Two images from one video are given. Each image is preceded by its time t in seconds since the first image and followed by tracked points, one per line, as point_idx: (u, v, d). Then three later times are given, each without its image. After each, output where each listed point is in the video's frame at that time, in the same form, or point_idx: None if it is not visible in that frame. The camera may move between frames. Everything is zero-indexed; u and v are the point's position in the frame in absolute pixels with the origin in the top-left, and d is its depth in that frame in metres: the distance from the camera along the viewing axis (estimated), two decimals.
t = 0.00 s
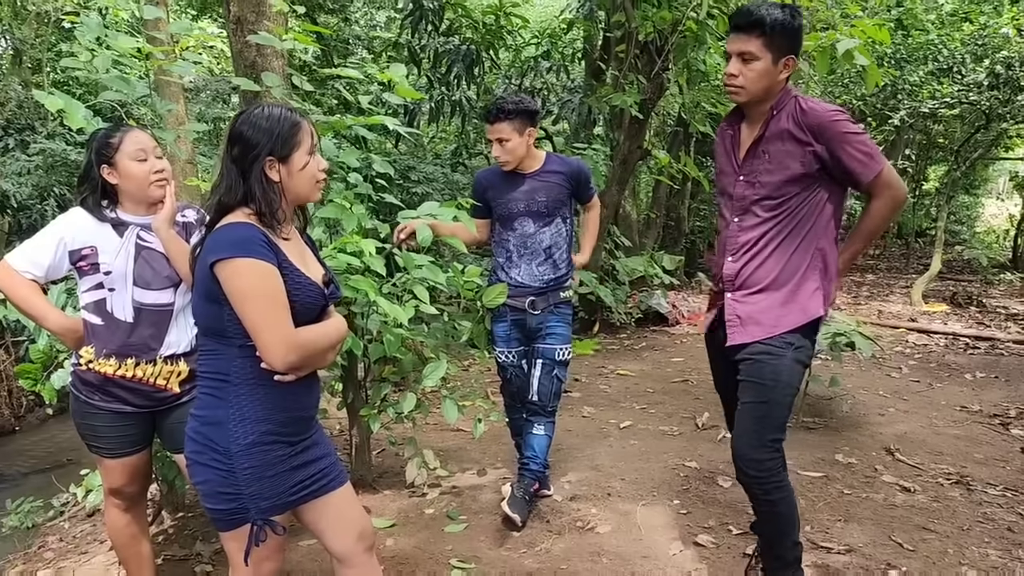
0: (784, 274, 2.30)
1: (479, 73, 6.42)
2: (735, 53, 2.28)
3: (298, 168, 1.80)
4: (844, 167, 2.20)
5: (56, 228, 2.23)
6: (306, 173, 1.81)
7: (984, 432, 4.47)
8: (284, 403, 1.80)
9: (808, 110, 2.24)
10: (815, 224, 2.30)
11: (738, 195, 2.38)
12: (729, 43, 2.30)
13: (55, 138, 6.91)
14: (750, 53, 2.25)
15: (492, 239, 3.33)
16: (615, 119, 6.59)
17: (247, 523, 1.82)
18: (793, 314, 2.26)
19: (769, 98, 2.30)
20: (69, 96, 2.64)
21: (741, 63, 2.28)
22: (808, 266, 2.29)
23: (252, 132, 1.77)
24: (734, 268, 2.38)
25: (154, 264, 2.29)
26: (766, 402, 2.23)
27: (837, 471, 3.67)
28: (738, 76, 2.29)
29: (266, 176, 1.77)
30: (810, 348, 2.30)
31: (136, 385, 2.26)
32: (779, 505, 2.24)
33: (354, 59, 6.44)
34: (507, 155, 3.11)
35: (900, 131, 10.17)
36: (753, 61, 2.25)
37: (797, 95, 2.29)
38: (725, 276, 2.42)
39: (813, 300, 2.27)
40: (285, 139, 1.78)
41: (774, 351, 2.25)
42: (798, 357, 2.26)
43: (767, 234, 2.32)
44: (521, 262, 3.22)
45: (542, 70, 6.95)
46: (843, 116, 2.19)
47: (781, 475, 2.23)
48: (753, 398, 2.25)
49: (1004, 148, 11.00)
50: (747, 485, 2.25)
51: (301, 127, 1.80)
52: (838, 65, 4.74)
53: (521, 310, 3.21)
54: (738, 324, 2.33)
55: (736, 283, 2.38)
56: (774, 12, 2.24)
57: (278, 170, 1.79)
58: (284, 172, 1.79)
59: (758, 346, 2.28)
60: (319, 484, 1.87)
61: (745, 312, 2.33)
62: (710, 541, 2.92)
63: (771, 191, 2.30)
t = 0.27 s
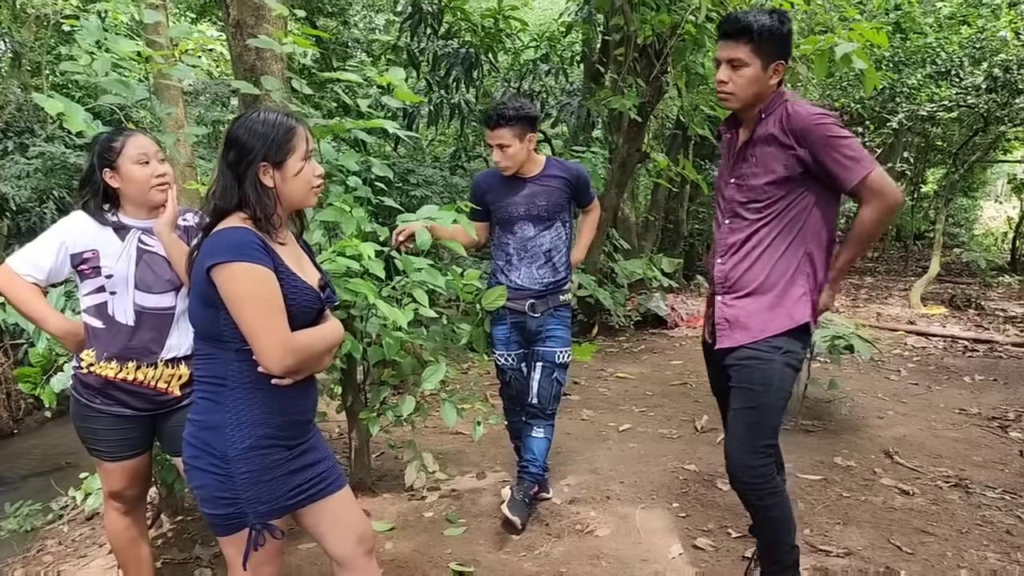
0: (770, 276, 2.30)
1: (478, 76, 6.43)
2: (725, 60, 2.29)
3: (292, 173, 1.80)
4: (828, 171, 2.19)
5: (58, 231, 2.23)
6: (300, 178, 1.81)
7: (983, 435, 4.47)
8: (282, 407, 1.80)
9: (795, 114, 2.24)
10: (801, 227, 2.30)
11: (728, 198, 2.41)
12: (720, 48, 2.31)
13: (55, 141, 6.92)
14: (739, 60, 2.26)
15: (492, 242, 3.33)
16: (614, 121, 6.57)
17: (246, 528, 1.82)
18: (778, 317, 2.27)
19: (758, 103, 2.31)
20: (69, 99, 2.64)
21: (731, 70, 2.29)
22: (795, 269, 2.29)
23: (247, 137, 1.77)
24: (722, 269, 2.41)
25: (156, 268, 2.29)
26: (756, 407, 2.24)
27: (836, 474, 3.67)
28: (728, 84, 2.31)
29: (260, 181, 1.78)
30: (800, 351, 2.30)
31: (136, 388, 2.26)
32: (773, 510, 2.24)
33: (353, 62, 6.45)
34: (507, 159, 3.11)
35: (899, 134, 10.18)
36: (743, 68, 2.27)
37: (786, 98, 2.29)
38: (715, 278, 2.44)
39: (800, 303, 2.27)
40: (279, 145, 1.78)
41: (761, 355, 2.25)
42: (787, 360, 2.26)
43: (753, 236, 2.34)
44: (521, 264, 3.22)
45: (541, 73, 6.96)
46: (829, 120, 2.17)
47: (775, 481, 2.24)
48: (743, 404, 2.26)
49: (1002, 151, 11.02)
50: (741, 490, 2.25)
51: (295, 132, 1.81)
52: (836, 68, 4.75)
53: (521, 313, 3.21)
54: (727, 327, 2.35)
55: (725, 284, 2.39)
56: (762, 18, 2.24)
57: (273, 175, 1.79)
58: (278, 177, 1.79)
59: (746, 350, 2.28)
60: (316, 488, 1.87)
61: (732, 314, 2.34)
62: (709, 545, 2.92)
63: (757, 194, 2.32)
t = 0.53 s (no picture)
0: (755, 267, 2.30)
1: (477, 80, 6.45)
2: (726, 59, 2.32)
3: (289, 177, 1.81)
4: (810, 160, 2.19)
5: (58, 235, 2.24)
6: (297, 181, 1.81)
7: (982, 438, 4.48)
8: (279, 411, 1.80)
9: (779, 108, 2.25)
10: (785, 218, 2.29)
11: (719, 192, 2.46)
12: (716, 49, 2.35)
13: (54, 144, 6.93)
14: (743, 57, 2.29)
15: (491, 245, 3.34)
16: (613, 124, 6.58)
17: (244, 532, 1.82)
18: (763, 306, 2.26)
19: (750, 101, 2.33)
20: (69, 103, 2.64)
21: (735, 68, 2.31)
22: (778, 259, 2.27)
23: (244, 141, 1.78)
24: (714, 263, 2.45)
25: (156, 271, 2.29)
26: (747, 405, 2.25)
27: (835, 477, 3.67)
28: (733, 83, 2.32)
29: (257, 185, 1.78)
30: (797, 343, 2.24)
31: (136, 391, 2.26)
32: (776, 507, 2.24)
33: (353, 66, 6.47)
34: (508, 163, 3.12)
35: (898, 137, 10.20)
36: (747, 65, 2.30)
37: (776, 94, 2.31)
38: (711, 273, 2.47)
39: (784, 293, 2.26)
40: (276, 148, 1.78)
41: (755, 350, 2.25)
42: (779, 353, 2.23)
43: (739, 229, 2.36)
44: (521, 268, 3.23)
45: (541, 77, 6.98)
46: (812, 111, 2.18)
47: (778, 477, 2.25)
48: (737, 403, 2.28)
49: (1000, 155, 11.04)
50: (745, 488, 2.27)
51: (292, 136, 1.81)
52: (834, 72, 4.77)
53: (520, 316, 3.21)
54: (721, 321, 2.37)
55: (718, 279, 2.41)
56: (762, 16, 2.28)
57: (269, 179, 1.79)
58: (275, 180, 1.80)
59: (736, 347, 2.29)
60: (315, 492, 1.87)
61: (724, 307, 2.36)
62: (708, 548, 2.93)
63: (743, 187, 2.35)
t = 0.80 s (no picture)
0: (761, 267, 2.32)
1: (478, 83, 6.47)
2: (718, 73, 2.34)
3: (294, 181, 1.82)
4: (821, 160, 2.22)
5: (61, 237, 2.24)
6: (301, 186, 1.82)
7: (982, 440, 4.48)
8: (282, 414, 1.80)
9: (785, 112, 2.28)
10: (791, 219, 2.31)
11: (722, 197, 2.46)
12: (706, 61, 2.38)
13: (55, 148, 6.94)
14: (735, 71, 2.31)
15: (491, 248, 3.34)
16: (613, 128, 6.62)
17: (245, 535, 1.82)
18: (767, 305, 2.27)
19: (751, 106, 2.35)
20: (71, 106, 2.65)
21: (727, 81, 2.33)
22: (782, 259, 2.30)
23: (249, 144, 1.78)
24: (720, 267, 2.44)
25: (158, 274, 2.30)
26: (749, 396, 2.23)
27: (835, 480, 3.68)
28: (726, 95, 2.34)
29: (262, 189, 1.79)
30: (797, 339, 2.26)
31: (137, 394, 2.26)
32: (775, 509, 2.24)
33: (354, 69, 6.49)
34: (509, 165, 3.13)
35: (897, 140, 10.22)
36: (740, 78, 2.32)
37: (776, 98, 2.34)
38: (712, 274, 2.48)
39: (789, 291, 2.28)
40: (282, 152, 1.79)
41: (755, 342, 2.25)
42: (780, 348, 2.24)
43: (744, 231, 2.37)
44: (521, 270, 3.23)
45: (541, 80, 7.00)
46: (818, 113, 2.22)
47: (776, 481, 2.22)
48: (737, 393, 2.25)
49: (1000, 158, 11.06)
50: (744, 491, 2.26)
51: (296, 140, 1.82)
52: (834, 76, 4.78)
53: (520, 319, 3.22)
54: (720, 319, 2.38)
55: (720, 280, 2.43)
56: (751, 28, 2.30)
57: (274, 182, 1.80)
58: (280, 184, 1.81)
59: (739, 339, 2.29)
60: (317, 495, 1.88)
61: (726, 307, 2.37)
62: (708, 550, 2.93)
63: (748, 190, 2.36)
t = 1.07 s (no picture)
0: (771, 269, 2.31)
1: (478, 86, 6.47)
2: (715, 78, 2.34)
3: (296, 182, 1.82)
4: (825, 160, 2.22)
5: (60, 238, 2.24)
6: (303, 187, 1.83)
7: (982, 443, 4.48)
8: (283, 415, 1.80)
9: (788, 114, 2.29)
10: (795, 220, 2.31)
11: (724, 201, 2.44)
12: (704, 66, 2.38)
13: (55, 150, 6.95)
14: (731, 78, 2.31)
15: (490, 250, 3.35)
16: (613, 130, 6.63)
17: (245, 535, 1.82)
18: (781, 307, 2.27)
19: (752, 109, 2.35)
20: (71, 108, 2.65)
21: (723, 88, 2.33)
22: (791, 261, 2.30)
23: (252, 145, 1.79)
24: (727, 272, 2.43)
25: (156, 275, 2.31)
26: (771, 402, 2.24)
27: (835, 482, 3.67)
28: (720, 101, 2.34)
29: (264, 189, 1.79)
30: (818, 339, 2.27)
31: (135, 395, 2.26)
32: (774, 510, 2.25)
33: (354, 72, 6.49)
34: (509, 167, 3.14)
35: (897, 143, 10.23)
36: (735, 86, 2.31)
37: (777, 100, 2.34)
38: (722, 279, 2.47)
39: (801, 292, 2.28)
40: (284, 153, 1.79)
41: (778, 347, 2.25)
42: (804, 351, 2.24)
43: (750, 234, 2.36)
44: (520, 272, 3.23)
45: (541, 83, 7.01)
46: (822, 114, 2.23)
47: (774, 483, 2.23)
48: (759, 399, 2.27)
49: (999, 161, 11.07)
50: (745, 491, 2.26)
51: (299, 141, 1.82)
52: (834, 78, 4.79)
53: (519, 321, 3.22)
54: (739, 325, 2.36)
55: (730, 284, 2.42)
56: (750, 35, 2.28)
57: (277, 183, 1.81)
58: (282, 185, 1.81)
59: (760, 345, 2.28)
60: (317, 496, 1.88)
61: (738, 312, 2.36)
62: (708, 552, 2.93)
63: (751, 192, 2.35)
